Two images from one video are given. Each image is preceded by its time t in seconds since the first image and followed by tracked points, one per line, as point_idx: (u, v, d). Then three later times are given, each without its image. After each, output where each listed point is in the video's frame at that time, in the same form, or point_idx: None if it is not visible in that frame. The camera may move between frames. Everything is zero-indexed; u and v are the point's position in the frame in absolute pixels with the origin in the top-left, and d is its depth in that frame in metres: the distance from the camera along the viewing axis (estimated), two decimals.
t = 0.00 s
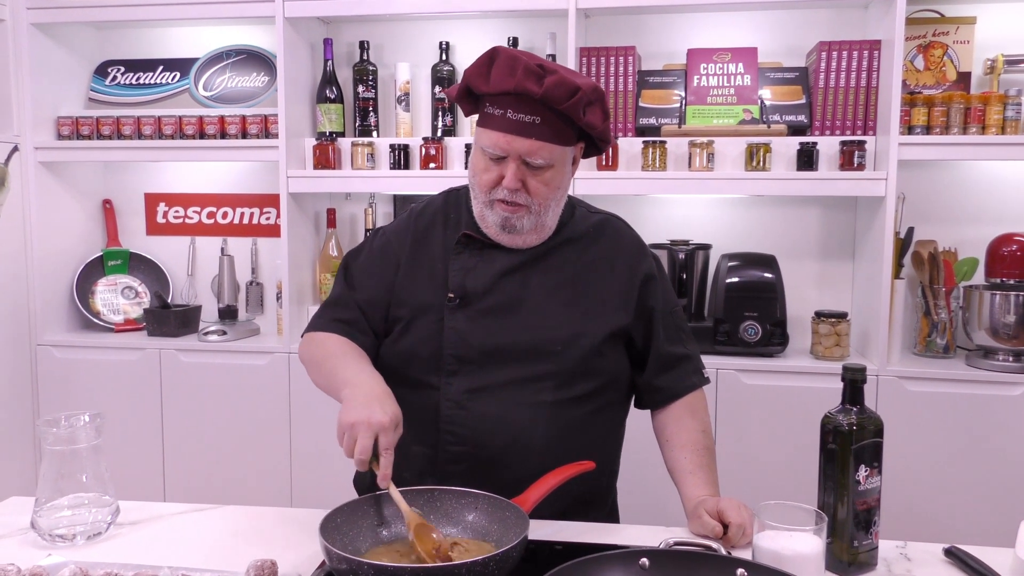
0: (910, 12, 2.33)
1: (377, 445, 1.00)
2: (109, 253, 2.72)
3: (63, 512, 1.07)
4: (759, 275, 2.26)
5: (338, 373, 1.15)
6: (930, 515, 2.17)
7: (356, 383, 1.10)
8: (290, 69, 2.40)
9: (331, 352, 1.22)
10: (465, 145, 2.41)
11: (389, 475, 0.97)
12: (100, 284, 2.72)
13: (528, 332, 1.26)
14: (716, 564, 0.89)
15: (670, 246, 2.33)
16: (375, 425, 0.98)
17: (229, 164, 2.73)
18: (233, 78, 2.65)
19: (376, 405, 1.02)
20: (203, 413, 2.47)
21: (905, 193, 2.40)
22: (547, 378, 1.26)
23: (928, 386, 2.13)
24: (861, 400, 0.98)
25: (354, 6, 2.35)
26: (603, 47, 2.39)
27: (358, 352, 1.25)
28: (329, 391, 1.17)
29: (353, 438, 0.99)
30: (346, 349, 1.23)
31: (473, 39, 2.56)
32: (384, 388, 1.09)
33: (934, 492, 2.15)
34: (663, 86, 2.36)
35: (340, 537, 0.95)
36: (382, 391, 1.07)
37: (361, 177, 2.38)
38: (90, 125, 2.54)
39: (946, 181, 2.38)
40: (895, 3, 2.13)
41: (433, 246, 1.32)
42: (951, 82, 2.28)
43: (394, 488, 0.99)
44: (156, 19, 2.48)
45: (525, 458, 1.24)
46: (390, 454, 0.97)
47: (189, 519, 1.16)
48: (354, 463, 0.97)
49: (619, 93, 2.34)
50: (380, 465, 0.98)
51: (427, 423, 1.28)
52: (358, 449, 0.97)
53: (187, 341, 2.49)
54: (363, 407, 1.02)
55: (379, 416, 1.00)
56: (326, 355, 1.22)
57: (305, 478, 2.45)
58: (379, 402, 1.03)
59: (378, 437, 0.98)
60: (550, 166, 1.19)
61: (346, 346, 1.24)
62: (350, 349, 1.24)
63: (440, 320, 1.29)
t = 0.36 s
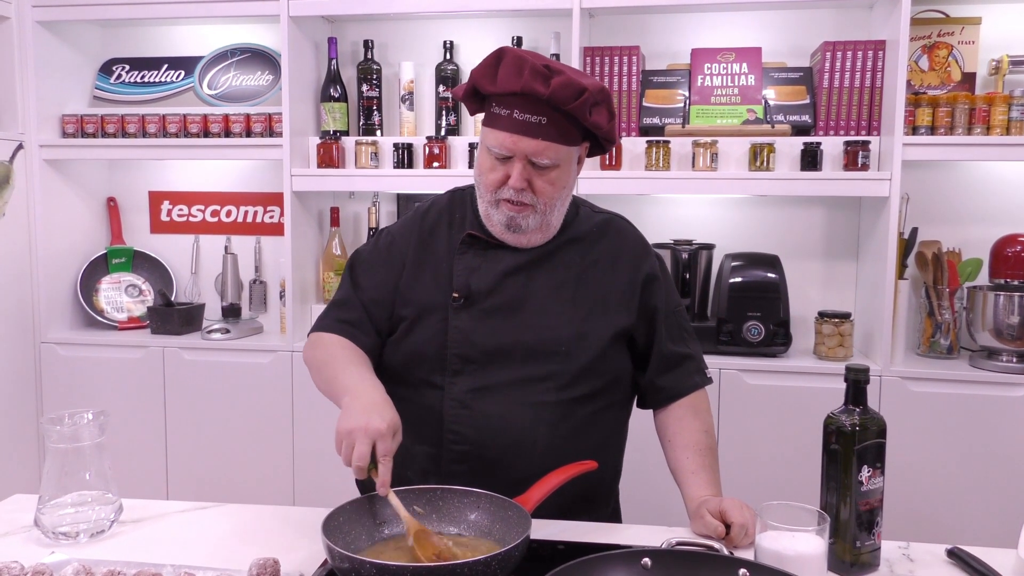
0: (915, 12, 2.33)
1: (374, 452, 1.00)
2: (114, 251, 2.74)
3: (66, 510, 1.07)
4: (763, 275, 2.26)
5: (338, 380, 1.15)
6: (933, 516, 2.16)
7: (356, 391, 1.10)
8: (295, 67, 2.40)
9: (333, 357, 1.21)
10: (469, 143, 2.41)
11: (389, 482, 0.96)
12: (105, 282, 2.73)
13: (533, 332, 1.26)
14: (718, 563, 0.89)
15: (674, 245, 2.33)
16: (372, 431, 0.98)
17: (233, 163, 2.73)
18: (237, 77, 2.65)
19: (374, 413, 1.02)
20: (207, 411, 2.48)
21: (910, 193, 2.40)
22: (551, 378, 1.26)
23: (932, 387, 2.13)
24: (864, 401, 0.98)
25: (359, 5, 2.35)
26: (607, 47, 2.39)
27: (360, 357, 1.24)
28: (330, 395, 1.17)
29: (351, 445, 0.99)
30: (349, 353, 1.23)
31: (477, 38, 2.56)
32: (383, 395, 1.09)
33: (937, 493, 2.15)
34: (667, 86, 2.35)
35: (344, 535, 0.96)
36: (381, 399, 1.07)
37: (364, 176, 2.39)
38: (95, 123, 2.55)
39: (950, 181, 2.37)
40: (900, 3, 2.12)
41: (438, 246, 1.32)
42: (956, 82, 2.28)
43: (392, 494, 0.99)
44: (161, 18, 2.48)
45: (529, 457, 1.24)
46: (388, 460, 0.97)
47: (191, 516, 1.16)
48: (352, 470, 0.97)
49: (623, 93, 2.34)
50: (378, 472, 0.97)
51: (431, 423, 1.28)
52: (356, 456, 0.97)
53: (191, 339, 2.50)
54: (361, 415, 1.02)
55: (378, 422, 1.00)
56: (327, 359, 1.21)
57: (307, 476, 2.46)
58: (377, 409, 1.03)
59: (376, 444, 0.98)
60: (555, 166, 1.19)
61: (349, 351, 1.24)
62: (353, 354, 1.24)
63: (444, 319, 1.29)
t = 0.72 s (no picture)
0: (915, 13, 2.33)
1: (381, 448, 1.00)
2: (113, 251, 2.74)
3: (66, 509, 1.07)
4: (762, 275, 2.26)
5: (342, 377, 1.15)
6: (932, 515, 2.17)
7: (361, 388, 1.10)
8: (294, 67, 2.40)
9: (337, 355, 1.21)
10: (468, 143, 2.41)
11: (397, 479, 0.97)
12: (105, 281, 2.74)
13: (532, 332, 1.26)
14: (716, 563, 0.90)
15: (673, 245, 2.33)
16: (378, 428, 0.99)
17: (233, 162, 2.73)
18: (237, 76, 2.65)
19: (378, 410, 1.02)
20: (206, 410, 2.48)
21: (909, 193, 2.40)
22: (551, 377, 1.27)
23: (931, 387, 2.13)
24: (862, 401, 0.98)
25: (358, 5, 2.35)
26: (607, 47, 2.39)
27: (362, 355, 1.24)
28: (335, 395, 1.17)
29: (357, 443, 0.99)
30: (351, 352, 1.23)
31: (477, 38, 2.56)
32: (385, 391, 1.09)
33: (935, 493, 2.15)
34: (666, 86, 2.35)
35: (343, 535, 0.96)
36: (383, 396, 1.07)
37: (364, 176, 2.39)
38: (95, 122, 2.55)
39: (950, 181, 2.38)
40: (899, 4, 2.12)
41: (437, 247, 1.32)
42: (955, 82, 2.28)
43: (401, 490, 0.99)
44: (160, 17, 2.48)
45: (529, 457, 1.24)
46: (395, 457, 0.97)
47: (190, 516, 1.17)
48: (359, 468, 0.97)
49: (622, 93, 2.34)
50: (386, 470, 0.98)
51: (431, 423, 1.28)
52: (363, 453, 0.97)
53: (190, 338, 2.50)
54: (367, 412, 1.02)
55: (383, 419, 1.00)
56: (331, 358, 1.21)
57: (306, 476, 2.46)
58: (382, 406, 1.04)
59: (382, 440, 0.99)
60: (555, 167, 1.19)
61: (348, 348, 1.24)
62: (354, 352, 1.24)
63: (444, 319, 1.29)
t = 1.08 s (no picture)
0: (915, 12, 2.33)
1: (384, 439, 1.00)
2: (114, 251, 2.74)
3: (67, 509, 1.07)
4: (763, 275, 2.26)
5: (343, 367, 1.16)
6: (933, 516, 2.16)
7: (361, 379, 1.10)
8: (295, 67, 2.40)
9: (334, 347, 1.22)
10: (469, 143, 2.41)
11: (399, 469, 0.97)
12: (106, 282, 2.74)
13: (535, 332, 1.26)
14: (718, 562, 0.90)
15: (674, 245, 2.33)
16: (381, 419, 0.99)
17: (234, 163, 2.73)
18: (237, 76, 2.65)
19: (380, 399, 1.02)
20: (207, 410, 2.48)
21: (910, 193, 2.40)
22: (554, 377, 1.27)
23: (932, 387, 2.13)
24: (863, 401, 0.98)
25: (359, 5, 2.35)
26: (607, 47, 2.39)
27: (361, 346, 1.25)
28: (335, 385, 1.17)
29: (360, 434, 0.99)
30: (351, 344, 1.23)
31: (477, 38, 2.56)
32: (386, 381, 1.09)
33: (936, 493, 2.15)
34: (667, 86, 2.35)
35: (344, 535, 0.96)
36: (384, 385, 1.07)
37: (365, 176, 2.39)
38: (95, 123, 2.55)
39: (951, 181, 2.38)
40: (900, 4, 2.12)
41: (439, 246, 1.32)
42: (956, 82, 2.28)
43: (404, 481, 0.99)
44: (161, 18, 2.48)
45: (532, 457, 1.24)
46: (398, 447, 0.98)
47: (191, 516, 1.17)
48: (363, 459, 0.97)
49: (623, 93, 2.34)
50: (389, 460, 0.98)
51: (434, 422, 1.28)
52: (367, 444, 0.97)
53: (191, 339, 2.50)
54: (368, 402, 1.02)
55: (385, 410, 1.00)
56: (330, 351, 1.21)
57: (307, 476, 2.46)
58: (383, 395, 1.04)
59: (384, 432, 0.99)
60: (560, 169, 1.19)
61: (349, 341, 1.24)
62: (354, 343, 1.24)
63: (447, 319, 1.29)
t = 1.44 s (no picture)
0: (916, 12, 2.32)
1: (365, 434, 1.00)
2: (114, 252, 2.74)
3: (68, 509, 1.07)
4: (764, 275, 2.25)
5: (335, 360, 1.16)
6: (935, 516, 2.16)
7: (351, 372, 1.10)
8: (296, 67, 2.40)
9: (330, 341, 1.22)
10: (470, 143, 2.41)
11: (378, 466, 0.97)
12: (106, 283, 2.73)
13: (537, 332, 1.26)
14: (720, 562, 0.90)
15: (675, 245, 2.33)
16: (364, 414, 0.98)
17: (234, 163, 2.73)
18: (238, 77, 2.65)
19: (367, 395, 1.02)
20: (208, 411, 2.48)
21: (911, 192, 2.40)
22: (557, 377, 1.26)
23: (933, 386, 2.13)
24: (866, 401, 0.98)
25: (360, 5, 2.35)
26: (608, 47, 2.39)
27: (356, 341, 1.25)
28: (326, 377, 1.17)
29: (342, 426, 0.99)
30: (346, 338, 1.24)
31: (478, 38, 2.56)
32: (375, 377, 1.09)
33: (938, 492, 2.15)
34: (667, 86, 2.36)
35: (344, 535, 0.95)
36: (372, 381, 1.07)
37: (365, 176, 2.39)
38: (95, 124, 2.55)
39: (952, 181, 2.37)
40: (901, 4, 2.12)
41: (441, 246, 1.32)
42: (957, 82, 2.28)
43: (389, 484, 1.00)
44: (160, 18, 2.48)
45: (535, 457, 1.24)
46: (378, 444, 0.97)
47: (192, 517, 1.16)
48: (342, 450, 0.97)
49: (623, 93, 2.34)
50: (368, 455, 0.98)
51: (436, 422, 1.28)
52: (347, 437, 0.97)
53: (192, 339, 2.50)
54: (354, 395, 1.02)
55: (370, 405, 1.00)
56: (325, 345, 1.22)
57: (308, 477, 2.46)
58: (370, 390, 1.04)
59: (366, 426, 0.99)
60: (565, 171, 1.19)
61: (346, 336, 1.25)
62: (350, 339, 1.24)
63: (449, 319, 1.29)
